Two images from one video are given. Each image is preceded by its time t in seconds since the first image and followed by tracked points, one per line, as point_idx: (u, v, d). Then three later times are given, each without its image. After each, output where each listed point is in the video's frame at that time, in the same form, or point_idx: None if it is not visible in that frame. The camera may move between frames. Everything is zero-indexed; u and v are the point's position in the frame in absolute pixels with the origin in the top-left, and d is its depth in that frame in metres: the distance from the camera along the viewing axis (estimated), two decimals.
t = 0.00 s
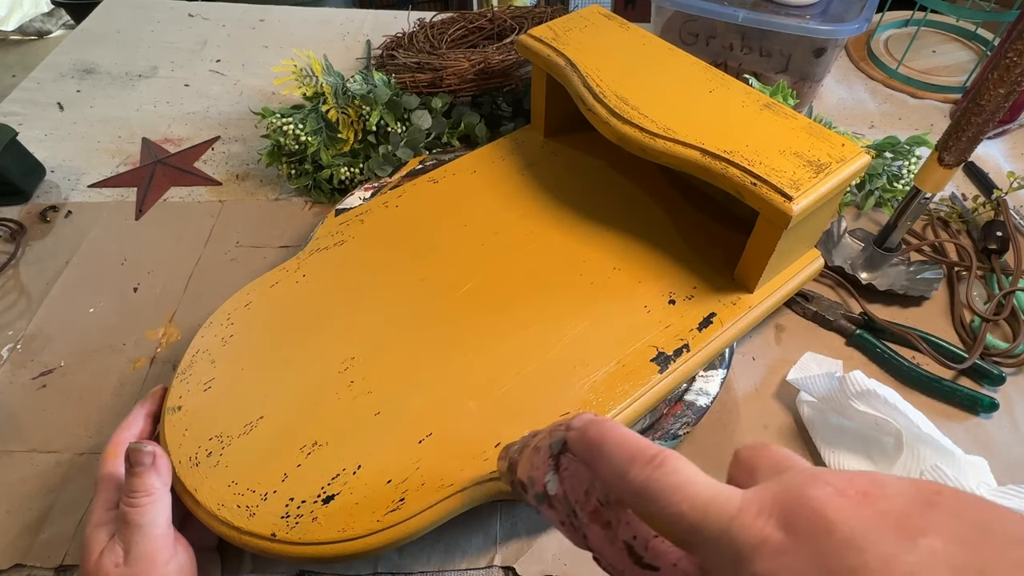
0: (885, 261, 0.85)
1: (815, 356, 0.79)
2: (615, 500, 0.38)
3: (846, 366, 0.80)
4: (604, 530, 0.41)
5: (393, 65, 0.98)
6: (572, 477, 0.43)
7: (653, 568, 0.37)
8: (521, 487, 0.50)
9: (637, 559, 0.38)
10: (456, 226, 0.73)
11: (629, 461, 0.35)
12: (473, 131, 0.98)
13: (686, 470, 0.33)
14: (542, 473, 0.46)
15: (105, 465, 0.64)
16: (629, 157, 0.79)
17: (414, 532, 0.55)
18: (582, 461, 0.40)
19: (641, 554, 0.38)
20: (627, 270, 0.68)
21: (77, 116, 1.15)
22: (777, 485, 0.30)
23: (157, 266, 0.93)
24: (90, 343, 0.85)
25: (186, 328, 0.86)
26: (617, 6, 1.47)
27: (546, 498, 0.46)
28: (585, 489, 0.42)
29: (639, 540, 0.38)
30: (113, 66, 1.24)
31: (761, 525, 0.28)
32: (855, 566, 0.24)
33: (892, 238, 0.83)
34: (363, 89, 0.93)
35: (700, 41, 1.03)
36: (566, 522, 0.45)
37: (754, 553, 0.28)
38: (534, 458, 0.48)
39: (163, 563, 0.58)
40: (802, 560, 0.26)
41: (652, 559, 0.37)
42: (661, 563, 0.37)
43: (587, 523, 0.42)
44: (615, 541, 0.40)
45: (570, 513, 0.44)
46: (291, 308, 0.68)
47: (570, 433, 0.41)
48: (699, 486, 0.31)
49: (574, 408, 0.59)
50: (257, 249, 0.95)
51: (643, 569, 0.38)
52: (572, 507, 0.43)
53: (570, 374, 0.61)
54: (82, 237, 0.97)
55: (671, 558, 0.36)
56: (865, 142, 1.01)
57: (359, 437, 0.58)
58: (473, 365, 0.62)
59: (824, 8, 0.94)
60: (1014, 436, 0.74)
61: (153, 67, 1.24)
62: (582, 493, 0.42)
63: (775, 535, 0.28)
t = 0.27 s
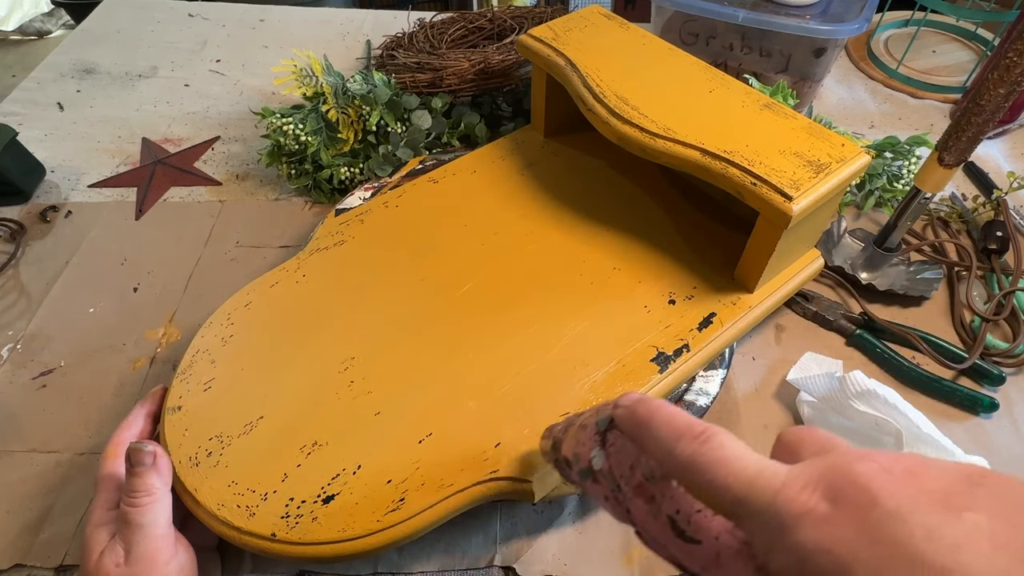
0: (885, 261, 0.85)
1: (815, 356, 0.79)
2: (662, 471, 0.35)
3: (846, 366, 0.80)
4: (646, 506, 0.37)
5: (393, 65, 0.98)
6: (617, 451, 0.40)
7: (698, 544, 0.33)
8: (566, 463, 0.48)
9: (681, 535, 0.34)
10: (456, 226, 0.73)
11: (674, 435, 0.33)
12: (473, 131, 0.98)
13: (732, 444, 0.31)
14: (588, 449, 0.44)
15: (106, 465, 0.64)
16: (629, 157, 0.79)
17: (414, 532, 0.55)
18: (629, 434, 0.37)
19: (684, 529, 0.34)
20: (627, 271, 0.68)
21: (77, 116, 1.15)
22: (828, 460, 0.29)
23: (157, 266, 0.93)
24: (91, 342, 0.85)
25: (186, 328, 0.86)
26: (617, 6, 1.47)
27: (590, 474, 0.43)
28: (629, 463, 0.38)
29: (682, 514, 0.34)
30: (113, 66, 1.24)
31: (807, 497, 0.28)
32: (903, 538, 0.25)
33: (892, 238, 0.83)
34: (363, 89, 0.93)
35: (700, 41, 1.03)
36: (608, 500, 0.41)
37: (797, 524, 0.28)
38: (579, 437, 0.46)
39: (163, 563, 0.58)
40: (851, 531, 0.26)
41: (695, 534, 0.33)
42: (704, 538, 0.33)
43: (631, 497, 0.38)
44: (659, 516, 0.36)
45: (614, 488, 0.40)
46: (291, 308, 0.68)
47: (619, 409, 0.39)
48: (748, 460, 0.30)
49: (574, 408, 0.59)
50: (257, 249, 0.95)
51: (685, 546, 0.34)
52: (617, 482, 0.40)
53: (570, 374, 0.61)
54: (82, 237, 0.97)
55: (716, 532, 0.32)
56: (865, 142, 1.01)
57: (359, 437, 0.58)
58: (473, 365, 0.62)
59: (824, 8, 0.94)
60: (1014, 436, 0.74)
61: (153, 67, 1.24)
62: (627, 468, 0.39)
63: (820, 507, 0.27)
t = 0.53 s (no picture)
0: (885, 261, 0.85)
1: (815, 356, 0.80)
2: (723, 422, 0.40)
3: (846, 366, 0.80)
4: (705, 452, 0.42)
5: (393, 65, 0.98)
6: (681, 403, 0.45)
7: (751, 488, 0.39)
8: (625, 417, 0.52)
9: (736, 479, 0.40)
10: (456, 226, 0.73)
11: (739, 385, 0.36)
12: (473, 131, 0.98)
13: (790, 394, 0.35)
14: (650, 401, 0.49)
15: (106, 464, 0.64)
16: (629, 157, 0.79)
17: (414, 532, 0.55)
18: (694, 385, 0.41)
19: (740, 474, 0.40)
20: (627, 271, 0.68)
21: (77, 117, 1.15)
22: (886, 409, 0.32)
23: (157, 266, 0.93)
24: (91, 342, 0.85)
25: (186, 328, 0.86)
26: (617, 6, 1.47)
27: (651, 424, 0.48)
28: (693, 415, 0.44)
29: (739, 461, 0.40)
30: (113, 66, 1.24)
31: (864, 438, 0.31)
32: (959, 473, 0.26)
33: (892, 238, 0.83)
34: (363, 89, 0.93)
35: (700, 41, 1.03)
36: (667, 447, 0.47)
37: (854, 458, 0.30)
38: (642, 391, 0.50)
39: (164, 563, 0.58)
40: (906, 467, 0.28)
41: (751, 480, 0.39)
42: (759, 483, 0.38)
43: (690, 445, 0.44)
44: (716, 462, 0.41)
45: (675, 437, 0.46)
46: (291, 308, 0.68)
47: (685, 362, 0.43)
48: (805, 408, 0.33)
49: (574, 408, 0.59)
50: (257, 249, 0.95)
51: (740, 488, 0.40)
52: (677, 431, 0.45)
53: (570, 374, 0.61)
54: (82, 237, 0.97)
55: (770, 478, 0.38)
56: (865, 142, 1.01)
57: (359, 437, 0.58)
58: (473, 365, 0.62)
59: (824, 8, 0.94)
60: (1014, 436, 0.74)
61: (153, 67, 1.24)
62: (690, 418, 0.44)
63: (876, 447, 0.30)
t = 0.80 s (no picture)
0: (885, 261, 0.85)
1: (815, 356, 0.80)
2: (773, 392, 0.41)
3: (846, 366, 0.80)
4: (752, 420, 0.44)
5: (393, 65, 0.98)
6: (730, 371, 0.46)
7: (796, 456, 0.40)
8: (675, 384, 0.54)
9: (782, 447, 0.41)
10: (456, 226, 0.73)
11: (789, 354, 0.37)
12: (473, 131, 0.98)
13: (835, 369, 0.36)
14: (701, 368, 0.50)
15: (107, 464, 0.64)
16: (629, 157, 0.79)
17: (414, 532, 0.55)
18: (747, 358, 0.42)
19: (785, 442, 0.41)
20: (627, 271, 0.68)
21: (77, 117, 1.15)
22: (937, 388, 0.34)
23: (157, 266, 0.93)
24: (91, 342, 0.85)
25: (187, 328, 0.86)
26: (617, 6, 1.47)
27: (699, 391, 0.50)
28: (742, 383, 0.44)
29: (785, 430, 0.41)
30: (113, 66, 1.24)
31: (914, 412, 0.33)
32: (1004, 447, 0.29)
33: (892, 238, 0.83)
34: (363, 89, 0.93)
35: (700, 41, 1.03)
36: (714, 413, 0.48)
37: (899, 431, 0.32)
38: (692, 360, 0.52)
39: (165, 562, 0.58)
40: (952, 440, 0.31)
41: (796, 448, 0.40)
42: (803, 451, 0.40)
43: (737, 413, 0.45)
44: (763, 429, 0.43)
45: (723, 404, 0.47)
46: (291, 308, 0.68)
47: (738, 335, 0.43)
48: (853, 380, 0.34)
49: (574, 408, 0.59)
50: (258, 248, 0.95)
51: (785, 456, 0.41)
52: (726, 398, 0.46)
53: (570, 375, 0.61)
54: (82, 237, 0.97)
55: (815, 448, 0.39)
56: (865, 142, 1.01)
57: (359, 437, 0.58)
58: (473, 365, 0.62)
59: (824, 8, 0.94)
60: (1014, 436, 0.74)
61: (153, 67, 1.24)
62: (739, 387, 0.45)
63: (924, 420, 0.32)
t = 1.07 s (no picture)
0: (885, 261, 0.85)
1: (815, 356, 0.79)
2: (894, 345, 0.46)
3: (846, 366, 0.80)
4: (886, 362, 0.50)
5: (393, 65, 0.98)
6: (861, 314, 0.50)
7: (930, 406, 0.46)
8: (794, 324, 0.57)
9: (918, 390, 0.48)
10: (456, 226, 0.73)
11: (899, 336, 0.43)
12: (473, 131, 0.98)
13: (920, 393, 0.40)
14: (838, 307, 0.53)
15: (107, 465, 0.64)
16: (629, 157, 0.79)
17: (415, 531, 0.55)
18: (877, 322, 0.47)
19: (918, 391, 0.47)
20: (627, 271, 0.68)
21: (77, 117, 1.15)
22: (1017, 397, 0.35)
23: (158, 266, 0.93)
24: (91, 342, 0.85)
25: (187, 328, 0.86)
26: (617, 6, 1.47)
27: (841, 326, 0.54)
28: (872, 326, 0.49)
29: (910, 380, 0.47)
30: (113, 66, 1.24)
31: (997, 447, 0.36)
32: None
33: (892, 238, 0.83)
34: (363, 89, 0.93)
35: (700, 41, 1.03)
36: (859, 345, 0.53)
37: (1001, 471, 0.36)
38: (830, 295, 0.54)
39: (164, 563, 0.58)
40: None
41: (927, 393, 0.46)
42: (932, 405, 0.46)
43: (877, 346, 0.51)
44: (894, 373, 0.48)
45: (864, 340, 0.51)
46: (291, 308, 0.68)
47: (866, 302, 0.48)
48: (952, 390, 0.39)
49: (574, 408, 0.59)
50: (258, 248, 0.95)
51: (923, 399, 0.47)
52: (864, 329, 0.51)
53: (570, 375, 0.61)
54: (81, 237, 0.97)
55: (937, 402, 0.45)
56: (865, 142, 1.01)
57: (359, 437, 0.58)
58: (472, 365, 0.62)
59: (824, 8, 0.94)
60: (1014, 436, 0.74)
61: (153, 67, 1.24)
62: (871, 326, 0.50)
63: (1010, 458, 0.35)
